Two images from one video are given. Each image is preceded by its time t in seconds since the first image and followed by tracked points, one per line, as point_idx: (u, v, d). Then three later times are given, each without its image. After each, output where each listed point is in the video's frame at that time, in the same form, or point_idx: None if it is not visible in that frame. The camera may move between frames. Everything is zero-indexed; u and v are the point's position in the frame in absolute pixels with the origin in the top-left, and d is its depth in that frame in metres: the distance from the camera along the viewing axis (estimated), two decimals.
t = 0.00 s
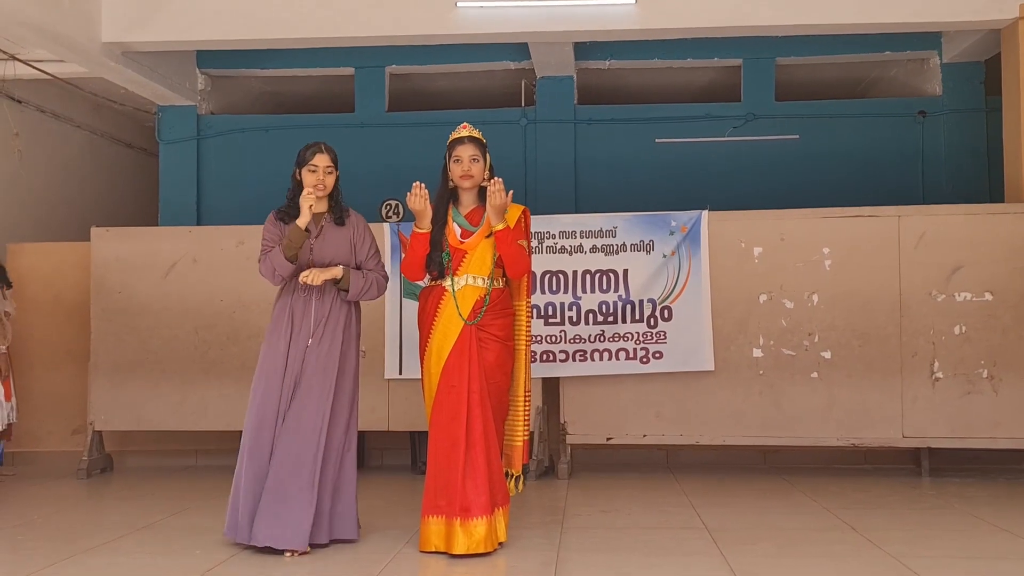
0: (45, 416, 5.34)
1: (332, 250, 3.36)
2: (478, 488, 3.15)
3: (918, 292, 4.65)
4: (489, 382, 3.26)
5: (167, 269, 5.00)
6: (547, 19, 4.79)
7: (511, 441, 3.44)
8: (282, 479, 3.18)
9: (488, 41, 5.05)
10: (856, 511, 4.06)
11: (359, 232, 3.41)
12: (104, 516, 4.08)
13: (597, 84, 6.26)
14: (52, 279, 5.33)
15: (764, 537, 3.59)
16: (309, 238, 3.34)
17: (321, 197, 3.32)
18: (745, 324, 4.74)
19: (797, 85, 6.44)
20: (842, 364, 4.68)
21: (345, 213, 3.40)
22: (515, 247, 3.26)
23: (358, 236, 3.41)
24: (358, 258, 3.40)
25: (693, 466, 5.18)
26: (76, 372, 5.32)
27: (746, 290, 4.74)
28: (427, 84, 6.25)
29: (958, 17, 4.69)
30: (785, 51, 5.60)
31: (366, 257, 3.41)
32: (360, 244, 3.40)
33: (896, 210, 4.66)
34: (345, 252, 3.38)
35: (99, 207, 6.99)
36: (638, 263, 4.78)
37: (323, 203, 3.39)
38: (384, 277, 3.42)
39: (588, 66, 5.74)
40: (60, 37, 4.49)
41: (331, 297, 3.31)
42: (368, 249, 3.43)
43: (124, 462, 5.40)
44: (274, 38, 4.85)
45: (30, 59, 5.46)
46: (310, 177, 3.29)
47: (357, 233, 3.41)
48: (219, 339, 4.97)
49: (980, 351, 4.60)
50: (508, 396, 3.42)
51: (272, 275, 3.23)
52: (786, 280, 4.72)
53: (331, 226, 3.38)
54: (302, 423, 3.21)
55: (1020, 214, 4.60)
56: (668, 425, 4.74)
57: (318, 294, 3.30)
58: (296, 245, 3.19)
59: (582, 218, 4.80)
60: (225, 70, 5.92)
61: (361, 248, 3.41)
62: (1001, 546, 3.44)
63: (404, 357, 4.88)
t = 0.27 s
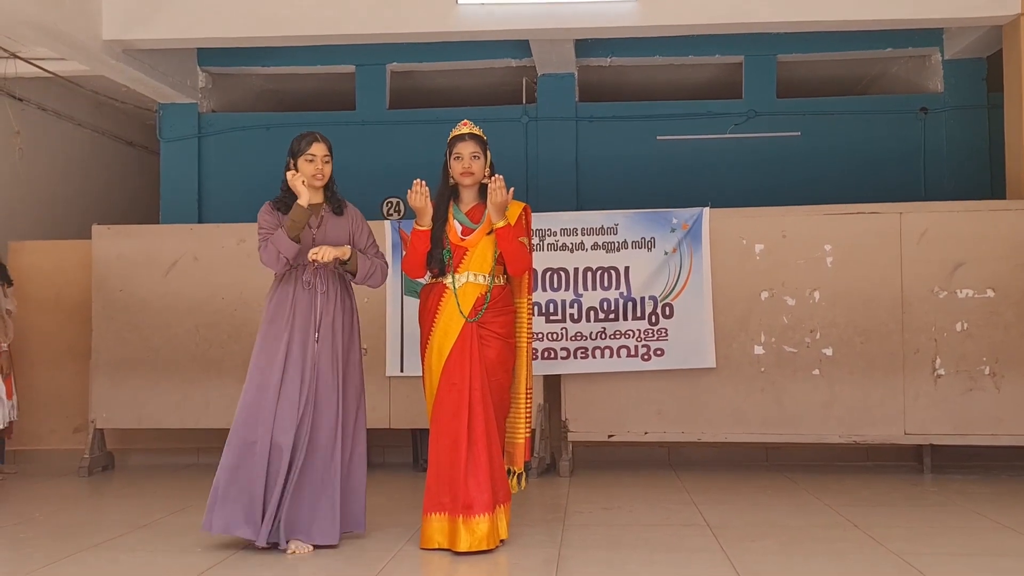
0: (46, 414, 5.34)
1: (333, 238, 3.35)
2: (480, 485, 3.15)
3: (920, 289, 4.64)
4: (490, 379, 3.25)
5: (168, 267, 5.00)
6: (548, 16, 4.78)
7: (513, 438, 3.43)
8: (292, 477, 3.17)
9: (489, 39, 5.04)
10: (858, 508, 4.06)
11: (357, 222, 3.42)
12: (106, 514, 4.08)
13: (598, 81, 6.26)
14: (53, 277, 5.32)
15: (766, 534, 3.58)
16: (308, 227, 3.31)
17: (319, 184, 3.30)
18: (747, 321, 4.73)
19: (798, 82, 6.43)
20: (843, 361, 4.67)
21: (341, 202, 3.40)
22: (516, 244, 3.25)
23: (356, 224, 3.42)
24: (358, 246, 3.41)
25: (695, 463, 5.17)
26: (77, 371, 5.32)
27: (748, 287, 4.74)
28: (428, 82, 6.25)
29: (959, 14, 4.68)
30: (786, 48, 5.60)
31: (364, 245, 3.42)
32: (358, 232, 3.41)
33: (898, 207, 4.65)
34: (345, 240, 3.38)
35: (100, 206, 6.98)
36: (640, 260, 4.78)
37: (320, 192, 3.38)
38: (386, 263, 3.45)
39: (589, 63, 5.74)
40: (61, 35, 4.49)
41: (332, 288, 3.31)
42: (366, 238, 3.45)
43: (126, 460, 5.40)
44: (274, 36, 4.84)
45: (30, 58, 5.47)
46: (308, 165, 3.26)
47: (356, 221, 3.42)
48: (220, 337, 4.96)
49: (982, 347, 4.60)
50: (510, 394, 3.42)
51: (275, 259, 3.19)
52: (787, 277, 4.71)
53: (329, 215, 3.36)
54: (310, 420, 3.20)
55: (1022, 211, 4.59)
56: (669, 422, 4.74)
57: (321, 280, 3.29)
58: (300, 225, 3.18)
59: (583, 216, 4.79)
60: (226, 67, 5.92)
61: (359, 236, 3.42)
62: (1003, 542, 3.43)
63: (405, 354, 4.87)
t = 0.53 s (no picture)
0: (47, 412, 5.34)
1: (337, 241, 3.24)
2: (481, 483, 3.14)
3: (921, 286, 4.64)
4: (491, 376, 3.25)
5: (169, 265, 5.00)
6: (548, 13, 4.77)
7: (513, 436, 3.43)
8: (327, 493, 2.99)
9: (489, 36, 5.04)
10: (859, 505, 4.06)
11: (354, 225, 3.34)
12: (107, 512, 4.08)
13: (598, 79, 6.26)
14: (54, 275, 5.32)
15: (767, 531, 3.58)
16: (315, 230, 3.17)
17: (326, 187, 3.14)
18: (748, 318, 4.73)
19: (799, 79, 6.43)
20: (844, 358, 4.67)
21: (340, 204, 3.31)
22: (516, 241, 3.25)
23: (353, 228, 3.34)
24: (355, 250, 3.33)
25: (696, 461, 5.17)
26: (79, 369, 5.33)
27: (749, 284, 4.74)
28: (428, 80, 6.24)
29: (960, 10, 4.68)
30: (787, 45, 5.60)
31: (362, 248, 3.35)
32: (357, 235, 3.34)
33: (899, 204, 4.65)
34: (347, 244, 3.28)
35: (100, 204, 6.98)
36: (641, 258, 4.77)
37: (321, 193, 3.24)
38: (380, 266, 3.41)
39: (590, 61, 5.73)
40: (62, 33, 4.49)
41: (343, 295, 3.20)
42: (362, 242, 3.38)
43: (127, 458, 5.41)
44: (274, 34, 4.84)
45: (31, 56, 5.47)
46: (318, 165, 3.10)
47: (354, 225, 3.34)
48: (221, 335, 4.97)
49: (983, 344, 4.60)
50: (510, 391, 3.41)
51: (301, 265, 2.98)
52: (788, 274, 4.71)
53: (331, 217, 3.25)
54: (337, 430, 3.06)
55: None
56: (670, 420, 4.74)
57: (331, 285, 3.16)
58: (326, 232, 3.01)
59: (584, 213, 4.79)
60: (227, 66, 5.92)
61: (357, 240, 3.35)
62: (1004, 539, 3.43)
63: (406, 352, 4.88)
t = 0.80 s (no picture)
0: (49, 408, 5.34)
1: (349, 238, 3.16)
2: (482, 479, 3.15)
3: (923, 281, 4.63)
4: (492, 372, 3.25)
5: (170, 261, 5.00)
6: (549, 8, 4.77)
7: (515, 432, 3.43)
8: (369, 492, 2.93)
9: (490, 32, 5.04)
10: (860, 500, 4.06)
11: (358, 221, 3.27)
12: (109, 508, 4.08)
13: (599, 74, 6.25)
14: (55, 272, 5.32)
15: (769, 526, 3.58)
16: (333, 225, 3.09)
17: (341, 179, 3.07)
18: (750, 314, 4.73)
19: (801, 74, 6.41)
20: (846, 353, 4.67)
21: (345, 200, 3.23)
22: (517, 237, 3.25)
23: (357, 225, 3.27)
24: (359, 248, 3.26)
25: (697, 456, 5.18)
26: (80, 365, 5.33)
27: (750, 279, 4.73)
28: (429, 75, 6.23)
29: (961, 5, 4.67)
30: (788, 40, 5.59)
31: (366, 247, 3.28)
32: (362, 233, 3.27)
33: (901, 199, 4.64)
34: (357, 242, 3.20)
35: (102, 201, 6.98)
36: (642, 253, 4.77)
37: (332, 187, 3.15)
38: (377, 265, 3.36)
39: (590, 56, 5.72)
40: (62, 29, 4.48)
41: (360, 299, 3.13)
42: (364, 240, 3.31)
43: (129, 454, 5.41)
44: (275, 30, 4.84)
45: (31, 52, 5.46)
46: (338, 158, 3.03)
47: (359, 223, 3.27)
48: (223, 331, 4.97)
49: (985, 339, 4.59)
50: (512, 387, 3.42)
51: (334, 269, 2.90)
52: (790, 270, 4.71)
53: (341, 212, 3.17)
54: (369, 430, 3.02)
55: None
56: (672, 415, 4.74)
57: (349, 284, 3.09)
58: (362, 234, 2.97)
59: (585, 209, 4.78)
60: (227, 61, 5.91)
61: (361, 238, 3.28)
62: (1006, 534, 3.43)
63: (408, 348, 4.88)
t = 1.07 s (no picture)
0: (50, 405, 5.35)
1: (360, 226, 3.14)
2: (483, 475, 3.15)
3: (924, 277, 4.63)
4: (492, 368, 3.25)
5: (170, 258, 5.00)
6: (549, 4, 4.76)
7: (515, 428, 3.43)
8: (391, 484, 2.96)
9: (490, 28, 5.03)
10: (861, 496, 4.06)
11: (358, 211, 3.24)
12: (109, 505, 4.08)
13: (600, 71, 6.24)
14: (55, 268, 5.32)
15: (770, 523, 3.58)
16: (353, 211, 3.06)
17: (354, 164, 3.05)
18: (751, 310, 4.73)
19: (802, 71, 6.41)
20: (847, 350, 4.66)
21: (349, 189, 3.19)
22: (517, 233, 3.25)
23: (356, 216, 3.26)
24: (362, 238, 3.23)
25: (698, 453, 5.17)
26: (81, 362, 5.33)
27: (751, 276, 4.73)
28: (429, 72, 6.23)
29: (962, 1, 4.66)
30: (789, 37, 5.58)
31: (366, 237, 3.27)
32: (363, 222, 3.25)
33: (902, 195, 4.64)
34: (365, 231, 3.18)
35: (102, 198, 6.98)
36: (643, 249, 4.77)
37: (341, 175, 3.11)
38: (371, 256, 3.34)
39: (591, 53, 5.72)
40: (62, 25, 4.48)
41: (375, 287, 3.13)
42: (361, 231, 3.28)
43: (130, 451, 5.41)
44: (275, 26, 4.83)
45: (31, 49, 5.46)
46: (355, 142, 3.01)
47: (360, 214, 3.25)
48: (223, 328, 4.97)
49: (986, 336, 4.59)
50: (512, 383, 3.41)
51: (372, 253, 2.90)
52: (791, 266, 4.70)
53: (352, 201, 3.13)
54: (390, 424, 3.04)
55: None
56: (673, 411, 4.73)
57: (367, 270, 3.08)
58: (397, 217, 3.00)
59: (585, 205, 4.78)
60: (227, 58, 5.91)
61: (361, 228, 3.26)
62: (1006, 530, 3.43)
63: (408, 345, 4.88)
